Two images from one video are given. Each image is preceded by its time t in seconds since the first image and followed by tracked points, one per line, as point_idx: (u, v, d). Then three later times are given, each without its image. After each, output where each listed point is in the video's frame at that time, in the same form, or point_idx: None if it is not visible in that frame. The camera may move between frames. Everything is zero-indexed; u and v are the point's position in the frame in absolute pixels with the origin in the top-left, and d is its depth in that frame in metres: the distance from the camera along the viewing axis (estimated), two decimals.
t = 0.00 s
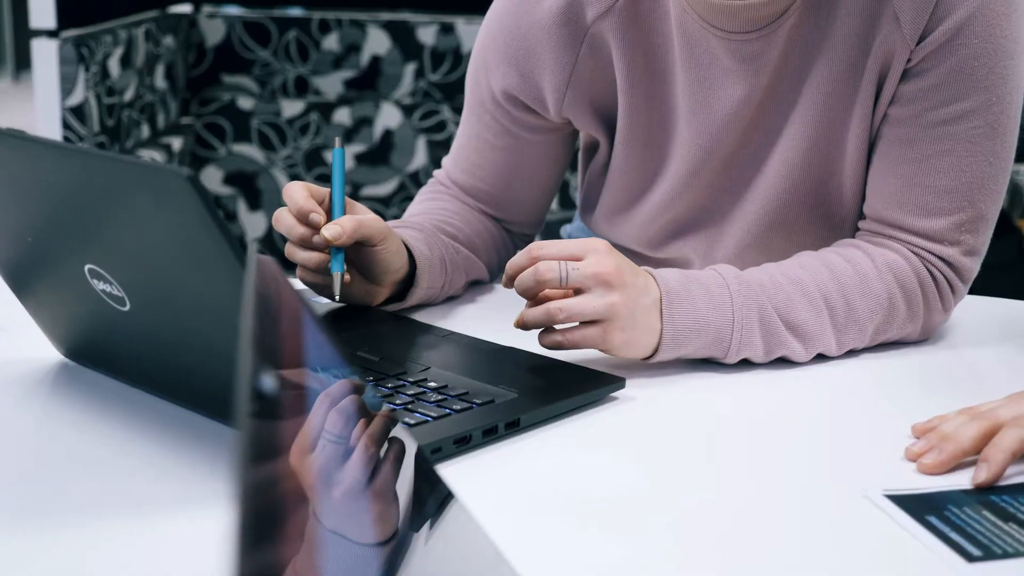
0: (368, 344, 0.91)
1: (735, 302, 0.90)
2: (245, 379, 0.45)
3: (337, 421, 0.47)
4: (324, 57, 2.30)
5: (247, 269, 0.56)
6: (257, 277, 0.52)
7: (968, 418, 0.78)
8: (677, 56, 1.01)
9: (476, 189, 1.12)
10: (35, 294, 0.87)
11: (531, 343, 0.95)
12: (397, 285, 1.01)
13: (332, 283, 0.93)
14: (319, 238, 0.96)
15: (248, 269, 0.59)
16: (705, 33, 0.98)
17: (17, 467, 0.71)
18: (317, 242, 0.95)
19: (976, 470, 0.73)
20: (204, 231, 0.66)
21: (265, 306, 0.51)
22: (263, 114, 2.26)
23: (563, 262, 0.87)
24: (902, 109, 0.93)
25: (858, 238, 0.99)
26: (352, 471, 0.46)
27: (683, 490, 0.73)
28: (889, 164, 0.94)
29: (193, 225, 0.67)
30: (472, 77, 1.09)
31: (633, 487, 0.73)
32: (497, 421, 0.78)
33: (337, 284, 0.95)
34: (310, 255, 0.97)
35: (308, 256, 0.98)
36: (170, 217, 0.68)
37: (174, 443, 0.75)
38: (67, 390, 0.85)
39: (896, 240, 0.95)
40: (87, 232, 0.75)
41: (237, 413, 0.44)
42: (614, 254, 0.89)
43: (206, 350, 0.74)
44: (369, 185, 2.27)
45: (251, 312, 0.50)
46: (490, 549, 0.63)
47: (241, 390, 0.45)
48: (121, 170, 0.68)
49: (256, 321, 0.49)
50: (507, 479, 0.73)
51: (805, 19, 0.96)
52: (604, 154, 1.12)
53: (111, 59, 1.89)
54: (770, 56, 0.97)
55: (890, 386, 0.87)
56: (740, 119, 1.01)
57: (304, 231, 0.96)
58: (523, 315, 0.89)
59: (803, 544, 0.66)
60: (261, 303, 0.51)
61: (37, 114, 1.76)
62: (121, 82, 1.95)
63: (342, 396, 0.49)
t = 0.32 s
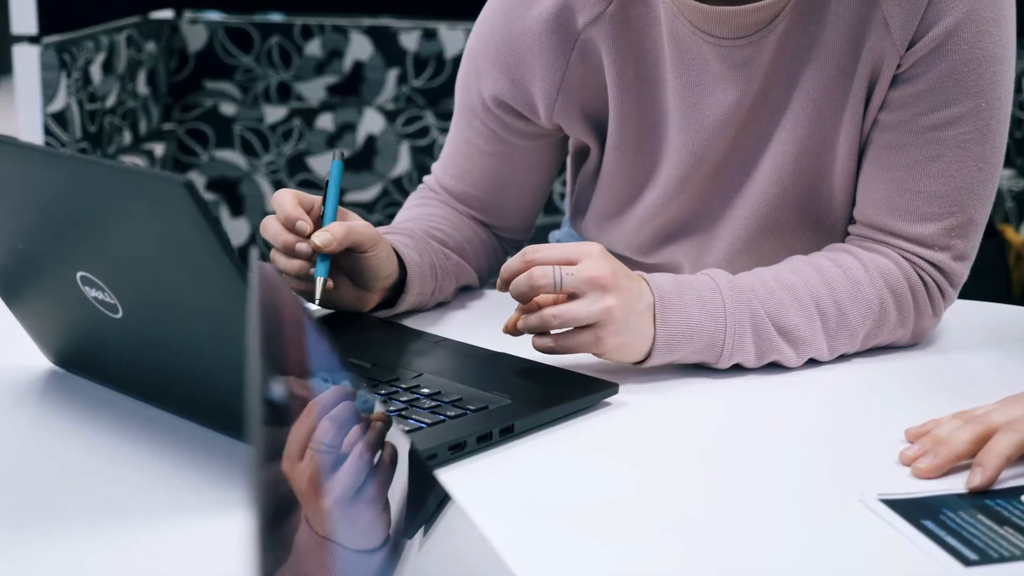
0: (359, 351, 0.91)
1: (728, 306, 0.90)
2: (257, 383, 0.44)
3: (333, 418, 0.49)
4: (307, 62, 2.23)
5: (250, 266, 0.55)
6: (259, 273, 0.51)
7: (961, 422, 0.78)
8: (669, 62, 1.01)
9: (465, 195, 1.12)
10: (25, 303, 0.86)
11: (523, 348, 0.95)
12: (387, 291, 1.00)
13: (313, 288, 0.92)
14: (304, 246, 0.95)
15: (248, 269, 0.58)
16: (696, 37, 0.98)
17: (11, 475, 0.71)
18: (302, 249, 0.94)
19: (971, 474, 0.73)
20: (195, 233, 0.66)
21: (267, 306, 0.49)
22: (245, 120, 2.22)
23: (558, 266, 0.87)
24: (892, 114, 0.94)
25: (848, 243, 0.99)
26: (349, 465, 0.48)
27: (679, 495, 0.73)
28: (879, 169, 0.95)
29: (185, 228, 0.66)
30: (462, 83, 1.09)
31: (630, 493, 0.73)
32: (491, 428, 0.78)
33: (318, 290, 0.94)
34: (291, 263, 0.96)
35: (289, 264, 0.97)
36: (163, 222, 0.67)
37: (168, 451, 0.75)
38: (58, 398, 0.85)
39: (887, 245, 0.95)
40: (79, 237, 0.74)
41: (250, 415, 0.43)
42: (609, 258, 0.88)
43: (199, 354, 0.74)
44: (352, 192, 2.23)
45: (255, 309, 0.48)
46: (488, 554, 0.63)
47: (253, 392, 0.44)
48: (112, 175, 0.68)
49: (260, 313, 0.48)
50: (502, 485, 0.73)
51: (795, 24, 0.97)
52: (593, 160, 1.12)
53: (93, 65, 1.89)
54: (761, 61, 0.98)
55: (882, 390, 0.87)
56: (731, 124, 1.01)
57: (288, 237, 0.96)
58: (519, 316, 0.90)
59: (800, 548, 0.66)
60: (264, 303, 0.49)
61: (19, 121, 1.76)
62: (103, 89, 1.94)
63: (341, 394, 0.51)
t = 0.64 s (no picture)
0: (355, 356, 0.90)
1: (725, 311, 0.91)
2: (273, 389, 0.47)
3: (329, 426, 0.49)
4: (292, 68, 2.22)
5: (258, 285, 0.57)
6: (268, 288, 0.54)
7: (959, 426, 0.78)
8: (663, 68, 1.02)
9: (459, 200, 1.12)
10: (20, 310, 0.86)
11: (520, 352, 0.95)
12: (382, 296, 1.00)
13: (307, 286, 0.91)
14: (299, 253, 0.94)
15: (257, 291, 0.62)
16: (690, 42, 0.99)
17: (9, 483, 0.71)
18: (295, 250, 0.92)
19: (970, 477, 0.73)
20: (193, 235, 0.66)
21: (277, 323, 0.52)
22: (231, 125, 2.21)
23: (555, 272, 0.87)
24: (886, 119, 0.94)
25: (843, 247, 0.99)
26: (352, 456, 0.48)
27: (680, 498, 0.73)
28: (874, 173, 0.95)
29: (184, 233, 0.66)
30: (455, 89, 1.09)
31: (629, 497, 0.73)
32: (490, 432, 0.78)
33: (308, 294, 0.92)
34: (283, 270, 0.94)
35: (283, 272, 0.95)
36: (161, 226, 0.67)
37: (165, 457, 0.75)
38: (52, 404, 0.85)
39: (881, 249, 0.96)
40: (76, 242, 0.74)
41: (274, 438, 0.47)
42: (607, 263, 0.89)
43: (198, 358, 0.73)
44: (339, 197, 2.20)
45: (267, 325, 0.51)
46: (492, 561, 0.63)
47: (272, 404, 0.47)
48: (110, 179, 0.67)
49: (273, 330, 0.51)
50: (502, 490, 0.73)
51: (789, 28, 0.97)
52: (588, 166, 1.12)
53: (78, 71, 1.88)
54: (755, 66, 0.98)
55: (878, 393, 0.87)
56: (726, 129, 1.01)
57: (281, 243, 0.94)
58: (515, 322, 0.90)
59: (803, 549, 0.66)
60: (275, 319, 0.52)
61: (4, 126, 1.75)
62: (88, 94, 1.93)
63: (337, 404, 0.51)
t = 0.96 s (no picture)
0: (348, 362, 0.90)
1: (719, 315, 0.91)
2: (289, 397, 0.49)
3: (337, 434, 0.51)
4: (277, 73, 2.22)
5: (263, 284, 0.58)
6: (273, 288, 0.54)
7: (955, 429, 0.78)
8: (656, 72, 1.02)
9: (450, 206, 1.12)
10: (13, 318, 0.85)
11: (513, 358, 0.95)
12: (374, 302, 1.00)
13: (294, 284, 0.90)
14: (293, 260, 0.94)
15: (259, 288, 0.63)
16: (682, 47, 0.99)
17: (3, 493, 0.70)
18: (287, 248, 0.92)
19: (966, 481, 0.73)
20: (190, 239, 0.65)
21: (285, 323, 0.53)
22: (216, 130, 2.20)
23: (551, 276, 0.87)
24: (878, 123, 0.94)
25: (835, 251, 0.99)
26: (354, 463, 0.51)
27: (674, 502, 0.73)
28: (866, 178, 0.95)
29: (184, 240, 0.66)
30: (446, 95, 1.09)
31: (627, 502, 0.72)
32: (487, 438, 0.77)
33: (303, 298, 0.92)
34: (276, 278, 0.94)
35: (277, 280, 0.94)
36: (159, 232, 0.66)
37: (159, 466, 0.74)
38: (44, 412, 0.84)
39: (873, 253, 0.96)
40: (70, 250, 0.74)
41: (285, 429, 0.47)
42: (600, 268, 0.89)
43: (195, 363, 0.73)
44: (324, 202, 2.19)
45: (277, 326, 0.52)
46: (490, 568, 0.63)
47: (284, 408, 0.47)
48: (107, 183, 0.67)
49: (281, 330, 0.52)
50: (500, 496, 0.73)
51: (781, 33, 0.98)
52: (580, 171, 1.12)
53: (62, 76, 1.88)
54: (748, 70, 0.99)
55: (872, 397, 0.87)
56: (718, 134, 1.02)
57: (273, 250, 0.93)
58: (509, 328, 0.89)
59: (800, 553, 0.66)
60: (281, 323, 0.53)
61: None
62: (72, 100, 1.93)
63: (336, 402, 0.54)
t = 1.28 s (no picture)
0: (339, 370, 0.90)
1: (708, 321, 0.91)
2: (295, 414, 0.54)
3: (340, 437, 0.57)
4: (259, 79, 2.20)
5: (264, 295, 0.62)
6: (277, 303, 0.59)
7: (947, 436, 0.78)
8: (645, 80, 1.02)
9: (439, 213, 1.12)
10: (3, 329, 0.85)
11: (503, 364, 0.95)
12: (363, 309, 1.00)
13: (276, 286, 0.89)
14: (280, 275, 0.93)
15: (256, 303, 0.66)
16: (672, 55, 1.00)
17: None
18: (277, 262, 0.91)
19: (959, 486, 0.74)
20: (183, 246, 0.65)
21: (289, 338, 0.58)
22: (198, 137, 2.21)
23: (541, 279, 0.87)
24: (867, 130, 0.95)
25: (824, 258, 1.00)
26: (359, 462, 0.57)
27: (667, 509, 0.73)
28: (855, 185, 0.96)
29: (179, 251, 0.65)
30: (435, 102, 1.09)
31: (620, 510, 0.72)
32: (480, 446, 0.77)
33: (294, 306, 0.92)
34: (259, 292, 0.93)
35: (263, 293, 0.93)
36: (152, 241, 0.66)
37: (154, 478, 0.74)
38: (35, 423, 0.84)
39: (863, 259, 0.96)
40: (61, 259, 0.73)
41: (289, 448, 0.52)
42: (592, 273, 0.89)
43: (189, 371, 0.72)
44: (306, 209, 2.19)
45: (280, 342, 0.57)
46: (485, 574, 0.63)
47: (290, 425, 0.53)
48: (100, 192, 0.67)
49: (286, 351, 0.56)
50: (497, 503, 0.73)
51: (770, 39, 0.98)
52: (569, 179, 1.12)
53: (43, 83, 1.87)
54: (737, 77, 0.99)
55: (863, 403, 0.87)
56: (707, 140, 1.03)
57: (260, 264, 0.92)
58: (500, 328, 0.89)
59: (795, 559, 0.66)
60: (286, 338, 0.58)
61: None
62: (54, 107, 1.92)
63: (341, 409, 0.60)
